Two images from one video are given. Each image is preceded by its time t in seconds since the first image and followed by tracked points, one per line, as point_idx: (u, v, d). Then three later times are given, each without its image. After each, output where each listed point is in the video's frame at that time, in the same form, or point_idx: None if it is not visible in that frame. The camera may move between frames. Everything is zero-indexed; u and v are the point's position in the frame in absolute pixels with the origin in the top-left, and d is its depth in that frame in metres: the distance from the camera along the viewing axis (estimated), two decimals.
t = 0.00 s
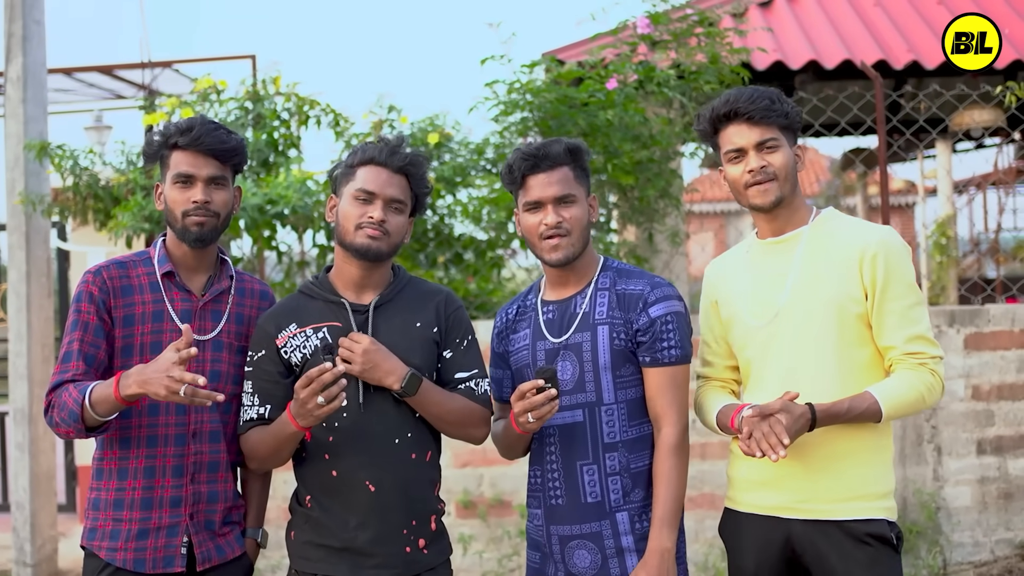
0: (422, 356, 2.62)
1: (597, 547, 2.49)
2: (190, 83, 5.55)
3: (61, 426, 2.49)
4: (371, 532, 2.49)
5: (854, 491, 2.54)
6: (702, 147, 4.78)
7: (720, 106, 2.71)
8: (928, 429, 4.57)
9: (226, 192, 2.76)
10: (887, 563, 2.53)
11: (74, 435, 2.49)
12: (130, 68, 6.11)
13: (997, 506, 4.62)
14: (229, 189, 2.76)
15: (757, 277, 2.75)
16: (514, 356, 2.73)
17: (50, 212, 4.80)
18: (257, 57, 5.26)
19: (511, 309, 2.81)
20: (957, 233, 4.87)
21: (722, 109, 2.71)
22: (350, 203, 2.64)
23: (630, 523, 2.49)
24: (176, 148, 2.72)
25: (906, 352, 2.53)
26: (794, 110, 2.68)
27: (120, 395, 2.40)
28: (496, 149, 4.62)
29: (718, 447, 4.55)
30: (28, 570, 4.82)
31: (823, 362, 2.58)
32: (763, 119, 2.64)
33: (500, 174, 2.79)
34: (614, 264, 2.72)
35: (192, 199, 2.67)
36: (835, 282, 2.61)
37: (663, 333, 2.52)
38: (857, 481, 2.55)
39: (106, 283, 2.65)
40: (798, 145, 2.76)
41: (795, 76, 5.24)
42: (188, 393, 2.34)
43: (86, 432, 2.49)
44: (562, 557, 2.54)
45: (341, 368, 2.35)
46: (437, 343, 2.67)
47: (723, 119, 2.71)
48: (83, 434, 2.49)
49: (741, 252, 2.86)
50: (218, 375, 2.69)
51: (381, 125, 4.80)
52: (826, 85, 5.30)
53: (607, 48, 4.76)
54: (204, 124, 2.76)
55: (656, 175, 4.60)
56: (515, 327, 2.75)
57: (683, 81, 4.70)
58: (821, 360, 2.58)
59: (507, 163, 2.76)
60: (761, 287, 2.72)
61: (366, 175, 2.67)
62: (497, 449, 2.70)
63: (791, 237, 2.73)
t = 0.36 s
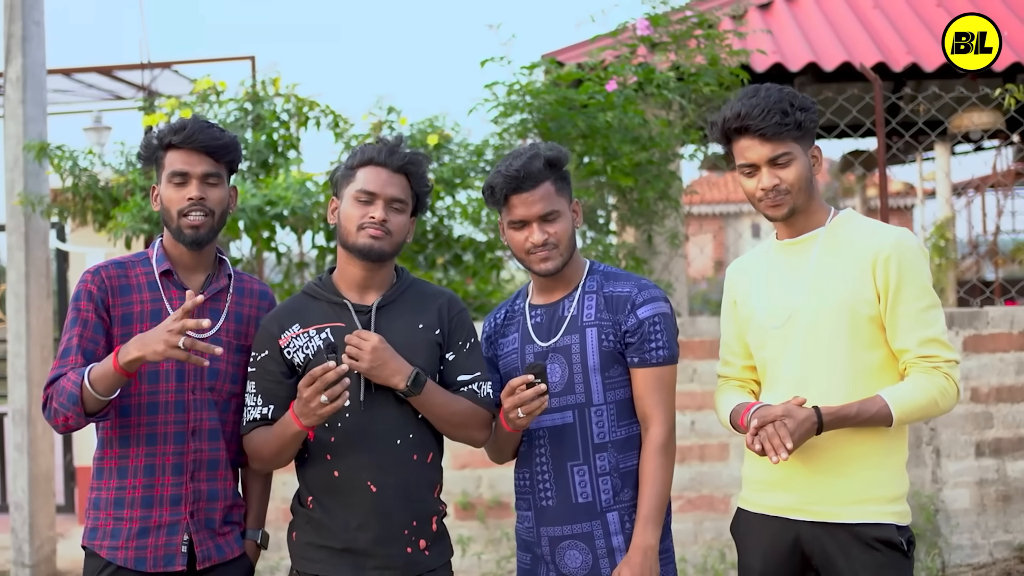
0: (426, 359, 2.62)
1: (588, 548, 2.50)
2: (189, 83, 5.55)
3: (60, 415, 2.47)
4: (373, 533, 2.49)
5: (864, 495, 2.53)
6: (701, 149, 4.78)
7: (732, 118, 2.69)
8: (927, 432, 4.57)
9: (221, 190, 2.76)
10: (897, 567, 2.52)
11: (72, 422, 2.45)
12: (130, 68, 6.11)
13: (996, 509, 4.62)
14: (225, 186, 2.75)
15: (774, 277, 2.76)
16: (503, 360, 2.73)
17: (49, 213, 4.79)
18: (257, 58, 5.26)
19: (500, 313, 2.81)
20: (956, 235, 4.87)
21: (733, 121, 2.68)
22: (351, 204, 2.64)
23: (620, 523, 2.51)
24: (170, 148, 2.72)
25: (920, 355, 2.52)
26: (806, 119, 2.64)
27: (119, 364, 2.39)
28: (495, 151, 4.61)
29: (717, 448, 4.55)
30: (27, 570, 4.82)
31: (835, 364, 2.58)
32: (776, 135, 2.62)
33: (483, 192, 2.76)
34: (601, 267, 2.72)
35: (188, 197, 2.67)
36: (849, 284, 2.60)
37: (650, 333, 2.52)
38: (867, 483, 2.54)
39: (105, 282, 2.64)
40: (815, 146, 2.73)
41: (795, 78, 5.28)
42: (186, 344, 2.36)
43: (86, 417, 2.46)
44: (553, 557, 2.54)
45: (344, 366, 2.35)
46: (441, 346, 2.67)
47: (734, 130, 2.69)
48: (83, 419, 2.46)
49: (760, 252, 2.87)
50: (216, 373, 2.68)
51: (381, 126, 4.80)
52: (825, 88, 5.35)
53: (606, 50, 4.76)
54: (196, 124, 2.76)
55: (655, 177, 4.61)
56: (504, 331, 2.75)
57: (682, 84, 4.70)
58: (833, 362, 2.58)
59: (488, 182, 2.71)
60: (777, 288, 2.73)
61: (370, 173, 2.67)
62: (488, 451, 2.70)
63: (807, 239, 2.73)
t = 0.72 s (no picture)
0: (427, 360, 2.62)
1: (585, 550, 2.50)
2: (188, 85, 5.55)
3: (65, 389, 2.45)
4: (372, 535, 2.48)
5: (865, 495, 2.53)
6: (700, 151, 4.77)
7: (725, 118, 2.68)
8: (926, 433, 4.57)
9: (219, 201, 2.74)
10: (897, 567, 2.52)
11: (78, 390, 2.43)
12: (129, 71, 6.11)
13: (995, 509, 4.62)
14: (222, 198, 2.74)
15: (771, 279, 2.75)
16: (501, 362, 2.73)
17: (48, 215, 4.79)
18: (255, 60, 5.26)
19: (498, 315, 2.82)
20: (955, 237, 4.87)
21: (727, 123, 2.68)
22: (344, 205, 2.65)
23: (617, 525, 2.50)
24: (166, 159, 2.71)
25: (920, 356, 2.52)
26: (799, 119, 2.65)
27: (124, 312, 2.46)
28: (494, 152, 4.61)
29: (716, 450, 4.55)
30: (26, 573, 4.82)
31: (835, 366, 2.58)
32: (769, 134, 2.61)
33: (481, 190, 2.76)
34: (598, 268, 2.72)
35: (182, 211, 2.66)
36: (848, 285, 2.60)
37: (649, 335, 2.52)
38: (867, 484, 2.54)
39: (105, 282, 2.65)
40: (810, 146, 2.73)
41: (794, 78, 5.28)
42: (172, 242, 2.50)
43: (91, 384, 2.44)
44: (551, 560, 2.54)
45: (342, 372, 2.33)
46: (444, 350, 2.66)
47: (728, 132, 2.69)
48: (89, 387, 2.44)
49: (757, 253, 2.87)
50: (214, 376, 2.68)
51: (379, 128, 4.80)
52: (824, 89, 5.36)
53: (605, 52, 4.77)
54: (193, 134, 2.73)
55: (654, 179, 4.61)
56: (502, 333, 2.76)
57: (681, 85, 4.71)
58: (832, 364, 2.58)
59: (486, 178, 2.73)
60: (775, 290, 2.72)
61: (359, 173, 2.67)
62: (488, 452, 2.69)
63: (804, 240, 2.73)
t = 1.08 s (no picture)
0: (424, 363, 2.62)
1: (593, 555, 2.50)
2: (187, 88, 5.55)
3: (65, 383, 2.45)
4: (366, 536, 2.48)
5: (856, 494, 2.56)
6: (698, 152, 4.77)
7: (708, 127, 2.68)
8: (925, 433, 4.58)
9: (213, 205, 2.74)
10: (887, 563, 2.55)
11: (79, 382, 2.43)
12: (127, 72, 6.11)
13: (994, 510, 4.62)
14: (216, 202, 2.73)
15: (756, 284, 2.74)
16: (516, 362, 2.73)
17: (47, 217, 4.78)
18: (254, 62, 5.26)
19: (515, 313, 2.81)
20: (954, 238, 4.86)
21: (710, 130, 2.67)
22: (325, 218, 2.64)
23: (626, 530, 2.49)
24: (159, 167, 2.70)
25: (912, 357, 2.55)
26: (781, 121, 2.67)
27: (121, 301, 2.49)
28: (493, 153, 4.60)
29: (715, 451, 4.55)
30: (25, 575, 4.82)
31: (827, 368, 2.57)
32: (755, 138, 2.62)
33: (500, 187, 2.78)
34: (616, 268, 2.71)
35: (179, 218, 2.66)
36: (840, 288, 2.61)
37: (663, 337, 2.51)
38: (857, 484, 2.56)
39: (103, 283, 2.65)
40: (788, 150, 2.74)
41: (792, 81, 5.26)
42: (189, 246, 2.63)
43: (92, 376, 2.44)
44: (559, 564, 2.54)
45: (344, 370, 2.32)
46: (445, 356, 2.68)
47: (712, 140, 2.67)
48: (90, 378, 2.44)
49: (736, 256, 2.84)
50: (212, 378, 2.68)
51: (377, 130, 4.80)
52: (823, 90, 5.37)
53: (603, 53, 4.78)
54: (187, 139, 2.72)
55: (653, 180, 4.61)
56: (518, 332, 2.76)
57: (679, 86, 4.71)
58: (824, 366, 2.58)
59: (505, 174, 2.75)
60: (764, 294, 2.71)
61: (328, 184, 2.65)
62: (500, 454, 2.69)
63: (791, 244, 2.73)
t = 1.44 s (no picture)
0: (428, 364, 2.63)
1: (619, 560, 2.46)
2: (187, 90, 5.56)
3: (59, 397, 2.46)
4: (369, 539, 2.48)
5: (840, 494, 2.56)
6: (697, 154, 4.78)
7: (696, 129, 2.67)
8: (925, 434, 4.58)
9: (218, 199, 2.74)
10: (872, 562, 2.55)
11: (71, 399, 2.44)
12: (127, 75, 6.11)
13: (994, 511, 4.63)
14: (221, 195, 2.74)
15: (740, 289, 2.74)
16: (545, 356, 2.69)
17: (47, 219, 4.78)
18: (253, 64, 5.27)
19: (546, 307, 2.78)
20: (954, 238, 4.86)
21: (699, 132, 2.66)
22: (319, 227, 2.64)
23: (653, 537, 2.44)
24: (166, 157, 2.70)
25: (892, 362, 2.57)
26: (768, 125, 2.67)
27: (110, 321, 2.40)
28: (492, 155, 4.61)
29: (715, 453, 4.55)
30: None
31: (810, 373, 2.57)
32: (742, 141, 2.62)
33: (541, 174, 2.77)
34: (652, 267, 2.66)
35: (183, 208, 2.66)
36: (823, 294, 2.61)
37: (696, 344, 2.43)
38: (841, 484, 2.57)
39: (101, 286, 2.65)
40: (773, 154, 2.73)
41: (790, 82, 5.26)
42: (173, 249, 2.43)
43: (84, 392, 2.44)
44: (586, 566, 2.52)
45: (347, 380, 2.32)
46: (449, 356, 2.69)
47: (700, 142, 2.67)
48: (81, 394, 2.44)
49: (718, 262, 2.85)
50: (212, 381, 2.67)
51: (378, 132, 4.81)
52: (822, 91, 5.35)
53: (602, 55, 4.79)
54: (193, 132, 2.74)
55: (653, 181, 4.61)
56: (547, 326, 2.72)
57: (679, 87, 4.70)
58: (807, 371, 2.57)
59: (546, 159, 2.73)
60: (747, 299, 2.71)
61: (317, 193, 2.66)
62: (523, 444, 2.63)
63: (774, 250, 2.73)
